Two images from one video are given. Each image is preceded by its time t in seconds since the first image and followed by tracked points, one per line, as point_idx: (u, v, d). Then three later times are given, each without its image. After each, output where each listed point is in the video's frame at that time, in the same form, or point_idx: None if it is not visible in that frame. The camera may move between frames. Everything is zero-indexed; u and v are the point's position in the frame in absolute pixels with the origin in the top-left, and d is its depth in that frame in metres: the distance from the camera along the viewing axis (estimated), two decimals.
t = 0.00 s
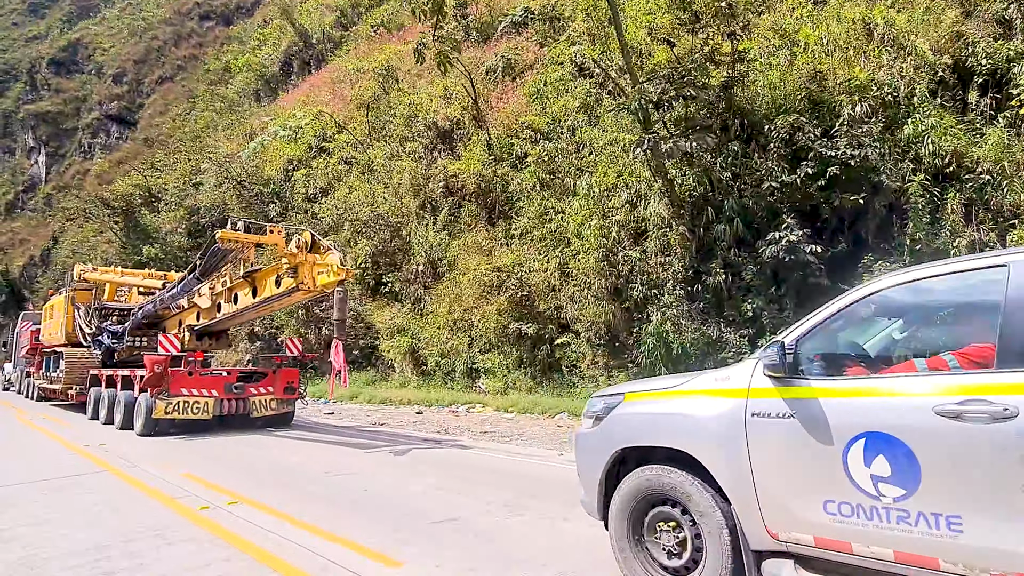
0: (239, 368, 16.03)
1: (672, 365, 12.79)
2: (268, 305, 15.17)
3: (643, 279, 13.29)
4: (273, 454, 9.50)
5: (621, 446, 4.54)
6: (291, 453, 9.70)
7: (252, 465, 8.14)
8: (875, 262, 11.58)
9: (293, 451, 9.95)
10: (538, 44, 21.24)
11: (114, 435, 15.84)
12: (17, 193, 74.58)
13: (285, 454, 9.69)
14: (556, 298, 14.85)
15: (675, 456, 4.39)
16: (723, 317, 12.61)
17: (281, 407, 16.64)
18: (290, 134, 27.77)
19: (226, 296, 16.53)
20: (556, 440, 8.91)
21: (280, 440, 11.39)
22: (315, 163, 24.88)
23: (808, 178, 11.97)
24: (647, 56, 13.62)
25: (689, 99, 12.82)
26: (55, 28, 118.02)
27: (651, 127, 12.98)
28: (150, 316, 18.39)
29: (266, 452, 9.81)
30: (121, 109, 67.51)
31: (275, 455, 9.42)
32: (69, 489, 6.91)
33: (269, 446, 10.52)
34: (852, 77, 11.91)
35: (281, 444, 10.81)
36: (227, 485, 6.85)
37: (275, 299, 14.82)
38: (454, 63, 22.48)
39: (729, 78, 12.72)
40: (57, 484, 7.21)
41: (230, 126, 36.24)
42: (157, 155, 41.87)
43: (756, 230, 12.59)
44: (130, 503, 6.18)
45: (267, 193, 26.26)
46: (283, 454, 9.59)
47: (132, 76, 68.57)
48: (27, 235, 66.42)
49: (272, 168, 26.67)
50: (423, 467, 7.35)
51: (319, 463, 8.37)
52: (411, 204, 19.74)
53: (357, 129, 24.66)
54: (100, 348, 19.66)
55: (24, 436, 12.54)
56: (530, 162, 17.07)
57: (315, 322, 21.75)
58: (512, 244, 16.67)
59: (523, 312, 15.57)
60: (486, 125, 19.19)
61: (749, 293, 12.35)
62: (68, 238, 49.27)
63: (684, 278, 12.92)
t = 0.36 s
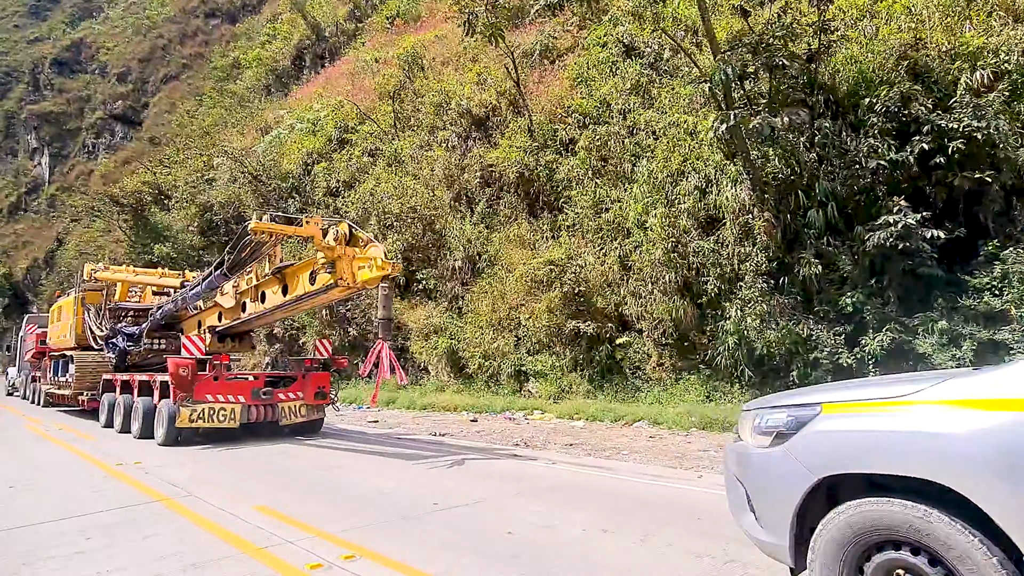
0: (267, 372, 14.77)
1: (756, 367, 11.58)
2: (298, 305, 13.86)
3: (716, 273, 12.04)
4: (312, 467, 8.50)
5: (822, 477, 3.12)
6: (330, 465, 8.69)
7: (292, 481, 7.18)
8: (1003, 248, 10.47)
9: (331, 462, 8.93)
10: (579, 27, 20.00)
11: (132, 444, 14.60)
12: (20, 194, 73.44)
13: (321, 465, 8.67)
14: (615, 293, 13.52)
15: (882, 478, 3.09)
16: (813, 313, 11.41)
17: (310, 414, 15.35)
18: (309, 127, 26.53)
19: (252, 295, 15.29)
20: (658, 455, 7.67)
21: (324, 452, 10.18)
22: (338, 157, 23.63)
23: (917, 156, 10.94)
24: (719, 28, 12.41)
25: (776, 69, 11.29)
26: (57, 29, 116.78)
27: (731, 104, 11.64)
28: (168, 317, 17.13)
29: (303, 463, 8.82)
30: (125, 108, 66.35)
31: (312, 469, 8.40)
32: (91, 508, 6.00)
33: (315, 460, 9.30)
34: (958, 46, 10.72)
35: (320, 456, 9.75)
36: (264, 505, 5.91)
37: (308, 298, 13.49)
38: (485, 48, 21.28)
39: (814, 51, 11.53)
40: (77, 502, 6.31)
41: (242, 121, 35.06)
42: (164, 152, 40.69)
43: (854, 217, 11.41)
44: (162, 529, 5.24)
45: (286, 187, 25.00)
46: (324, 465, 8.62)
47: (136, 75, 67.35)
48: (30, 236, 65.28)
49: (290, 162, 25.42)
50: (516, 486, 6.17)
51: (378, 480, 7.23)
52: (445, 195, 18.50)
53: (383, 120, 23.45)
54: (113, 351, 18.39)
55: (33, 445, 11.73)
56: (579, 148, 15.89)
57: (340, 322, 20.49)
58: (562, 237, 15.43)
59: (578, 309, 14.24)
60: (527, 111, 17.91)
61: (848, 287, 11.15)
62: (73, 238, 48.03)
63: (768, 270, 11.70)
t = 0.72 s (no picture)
0: (294, 375, 13.76)
1: (841, 368, 10.67)
2: (330, 301, 12.80)
3: (792, 264, 11.17)
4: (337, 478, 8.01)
5: None
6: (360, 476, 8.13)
7: (321, 496, 6.76)
8: None
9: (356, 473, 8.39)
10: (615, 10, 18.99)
11: (149, 452, 13.55)
12: (23, 194, 72.46)
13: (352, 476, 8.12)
14: (674, 289, 12.52)
15: None
16: (906, 309, 10.58)
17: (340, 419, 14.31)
18: (325, 119, 25.52)
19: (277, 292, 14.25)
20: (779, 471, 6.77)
21: (376, 464, 9.20)
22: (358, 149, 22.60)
23: None
24: None
25: (872, 36, 9.96)
26: (59, 28, 115.93)
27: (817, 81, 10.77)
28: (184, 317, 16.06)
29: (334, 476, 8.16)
30: (129, 106, 65.33)
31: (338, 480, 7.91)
32: (113, 530, 5.59)
33: (370, 472, 8.37)
34: None
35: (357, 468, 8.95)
36: (301, 525, 5.55)
37: (340, 294, 12.44)
38: (514, 33, 20.27)
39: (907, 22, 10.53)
40: (96, 521, 5.90)
41: (253, 115, 34.04)
42: (172, 148, 39.65)
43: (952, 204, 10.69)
44: (198, 556, 4.82)
45: (302, 182, 23.99)
46: (349, 476, 8.14)
47: (140, 72, 66.27)
48: (33, 236, 64.31)
49: (306, 154, 24.39)
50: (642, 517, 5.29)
51: (460, 501, 6.40)
52: (477, 186, 17.47)
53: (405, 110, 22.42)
54: (125, 352, 17.32)
55: (34, 451, 11.39)
56: (627, 134, 14.89)
57: (364, 322, 19.50)
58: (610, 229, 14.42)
59: (633, 306, 13.19)
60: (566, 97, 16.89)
61: (953, 279, 10.40)
62: (77, 238, 46.98)
63: (854, 262, 10.74)
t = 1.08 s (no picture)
0: (325, 378, 12.68)
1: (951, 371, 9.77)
2: (368, 298, 11.69)
3: (887, 254, 10.14)
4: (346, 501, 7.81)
5: None
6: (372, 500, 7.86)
7: (331, 509, 6.72)
8: None
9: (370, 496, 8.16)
10: None
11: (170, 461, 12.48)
12: (25, 193, 71.45)
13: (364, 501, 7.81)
14: (745, 284, 11.49)
15: None
16: None
17: (373, 424, 13.16)
18: (344, 110, 24.48)
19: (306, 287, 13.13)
20: (952, 497, 5.81)
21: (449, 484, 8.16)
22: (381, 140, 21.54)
23: None
24: None
25: None
26: (61, 27, 115.04)
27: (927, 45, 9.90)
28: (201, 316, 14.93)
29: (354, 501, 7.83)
30: (133, 104, 64.31)
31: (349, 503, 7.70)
32: (126, 541, 5.57)
33: (438, 491, 7.33)
34: None
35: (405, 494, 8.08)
36: (316, 531, 5.60)
37: (381, 290, 11.32)
38: (548, 17, 19.25)
39: None
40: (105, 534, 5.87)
41: (264, 109, 32.99)
42: (178, 144, 38.58)
43: None
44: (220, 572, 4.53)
45: (321, 175, 22.94)
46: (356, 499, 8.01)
47: (144, 70, 65.27)
48: (36, 236, 63.28)
49: (325, 146, 23.34)
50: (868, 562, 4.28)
51: (584, 521, 5.49)
52: (513, 176, 16.40)
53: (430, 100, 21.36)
54: (138, 353, 16.23)
55: (29, 455, 11.39)
56: (686, 118, 13.81)
57: (391, 321, 18.43)
58: (666, 220, 13.36)
59: (698, 301, 12.10)
60: (610, 80, 15.82)
61: None
62: (81, 238, 45.86)
63: (961, 252, 9.88)
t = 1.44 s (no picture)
0: (372, 379, 11.36)
1: None
2: (422, 291, 10.33)
3: None
4: (393, 523, 6.83)
5: None
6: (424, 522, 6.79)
7: (328, 520, 6.90)
8: None
9: (417, 515, 7.13)
10: None
11: (199, 473, 11.19)
12: (26, 191, 70.09)
13: (414, 524, 6.70)
14: (854, 274, 10.56)
15: None
16: None
17: (422, 430, 11.85)
18: (367, 96, 23.14)
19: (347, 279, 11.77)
20: None
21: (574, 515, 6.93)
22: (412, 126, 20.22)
23: None
24: None
25: None
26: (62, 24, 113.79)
27: None
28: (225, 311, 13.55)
29: (406, 522, 6.77)
30: (137, 99, 62.99)
31: (398, 526, 6.67)
32: (131, 548, 5.88)
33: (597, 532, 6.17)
34: None
35: (488, 520, 6.79)
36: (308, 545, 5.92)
37: (440, 282, 9.97)
38: None
39: None
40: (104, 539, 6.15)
41: (278, 99, 31.69)
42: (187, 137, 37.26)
43: None
44: None
45: (345, 164, 21.62)
46: (398, 519, 7.04)
47: (149, 65, 64.02)
48: (37, 235, 61.91)
49: (349, 134, 22.01)
50: None
51: None
52: (565, 160, 15.11)
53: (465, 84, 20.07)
54: (156, 353, 14.92)
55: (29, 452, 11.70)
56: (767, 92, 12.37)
57: (427, 319, 17.13)
58: (748, 206, 12.08)
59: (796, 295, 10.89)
60: (674, 54, 14.47)
61: None
62: (86, 236, 44.53)
63: None
